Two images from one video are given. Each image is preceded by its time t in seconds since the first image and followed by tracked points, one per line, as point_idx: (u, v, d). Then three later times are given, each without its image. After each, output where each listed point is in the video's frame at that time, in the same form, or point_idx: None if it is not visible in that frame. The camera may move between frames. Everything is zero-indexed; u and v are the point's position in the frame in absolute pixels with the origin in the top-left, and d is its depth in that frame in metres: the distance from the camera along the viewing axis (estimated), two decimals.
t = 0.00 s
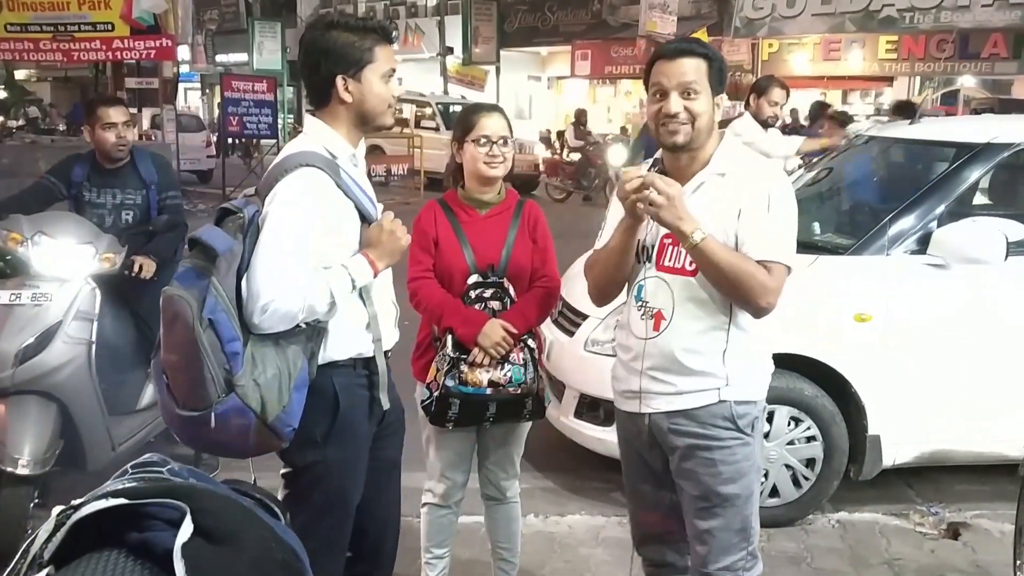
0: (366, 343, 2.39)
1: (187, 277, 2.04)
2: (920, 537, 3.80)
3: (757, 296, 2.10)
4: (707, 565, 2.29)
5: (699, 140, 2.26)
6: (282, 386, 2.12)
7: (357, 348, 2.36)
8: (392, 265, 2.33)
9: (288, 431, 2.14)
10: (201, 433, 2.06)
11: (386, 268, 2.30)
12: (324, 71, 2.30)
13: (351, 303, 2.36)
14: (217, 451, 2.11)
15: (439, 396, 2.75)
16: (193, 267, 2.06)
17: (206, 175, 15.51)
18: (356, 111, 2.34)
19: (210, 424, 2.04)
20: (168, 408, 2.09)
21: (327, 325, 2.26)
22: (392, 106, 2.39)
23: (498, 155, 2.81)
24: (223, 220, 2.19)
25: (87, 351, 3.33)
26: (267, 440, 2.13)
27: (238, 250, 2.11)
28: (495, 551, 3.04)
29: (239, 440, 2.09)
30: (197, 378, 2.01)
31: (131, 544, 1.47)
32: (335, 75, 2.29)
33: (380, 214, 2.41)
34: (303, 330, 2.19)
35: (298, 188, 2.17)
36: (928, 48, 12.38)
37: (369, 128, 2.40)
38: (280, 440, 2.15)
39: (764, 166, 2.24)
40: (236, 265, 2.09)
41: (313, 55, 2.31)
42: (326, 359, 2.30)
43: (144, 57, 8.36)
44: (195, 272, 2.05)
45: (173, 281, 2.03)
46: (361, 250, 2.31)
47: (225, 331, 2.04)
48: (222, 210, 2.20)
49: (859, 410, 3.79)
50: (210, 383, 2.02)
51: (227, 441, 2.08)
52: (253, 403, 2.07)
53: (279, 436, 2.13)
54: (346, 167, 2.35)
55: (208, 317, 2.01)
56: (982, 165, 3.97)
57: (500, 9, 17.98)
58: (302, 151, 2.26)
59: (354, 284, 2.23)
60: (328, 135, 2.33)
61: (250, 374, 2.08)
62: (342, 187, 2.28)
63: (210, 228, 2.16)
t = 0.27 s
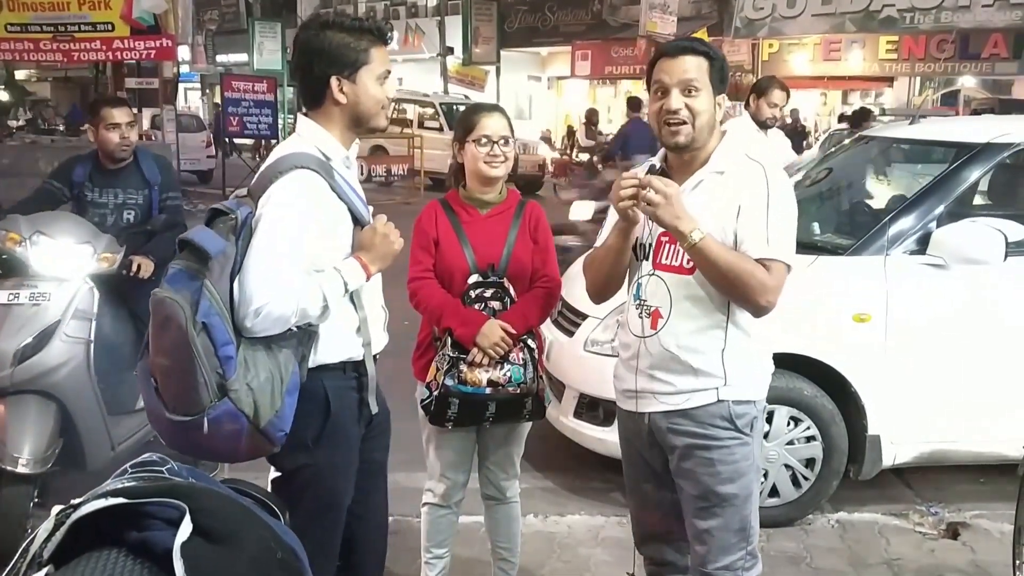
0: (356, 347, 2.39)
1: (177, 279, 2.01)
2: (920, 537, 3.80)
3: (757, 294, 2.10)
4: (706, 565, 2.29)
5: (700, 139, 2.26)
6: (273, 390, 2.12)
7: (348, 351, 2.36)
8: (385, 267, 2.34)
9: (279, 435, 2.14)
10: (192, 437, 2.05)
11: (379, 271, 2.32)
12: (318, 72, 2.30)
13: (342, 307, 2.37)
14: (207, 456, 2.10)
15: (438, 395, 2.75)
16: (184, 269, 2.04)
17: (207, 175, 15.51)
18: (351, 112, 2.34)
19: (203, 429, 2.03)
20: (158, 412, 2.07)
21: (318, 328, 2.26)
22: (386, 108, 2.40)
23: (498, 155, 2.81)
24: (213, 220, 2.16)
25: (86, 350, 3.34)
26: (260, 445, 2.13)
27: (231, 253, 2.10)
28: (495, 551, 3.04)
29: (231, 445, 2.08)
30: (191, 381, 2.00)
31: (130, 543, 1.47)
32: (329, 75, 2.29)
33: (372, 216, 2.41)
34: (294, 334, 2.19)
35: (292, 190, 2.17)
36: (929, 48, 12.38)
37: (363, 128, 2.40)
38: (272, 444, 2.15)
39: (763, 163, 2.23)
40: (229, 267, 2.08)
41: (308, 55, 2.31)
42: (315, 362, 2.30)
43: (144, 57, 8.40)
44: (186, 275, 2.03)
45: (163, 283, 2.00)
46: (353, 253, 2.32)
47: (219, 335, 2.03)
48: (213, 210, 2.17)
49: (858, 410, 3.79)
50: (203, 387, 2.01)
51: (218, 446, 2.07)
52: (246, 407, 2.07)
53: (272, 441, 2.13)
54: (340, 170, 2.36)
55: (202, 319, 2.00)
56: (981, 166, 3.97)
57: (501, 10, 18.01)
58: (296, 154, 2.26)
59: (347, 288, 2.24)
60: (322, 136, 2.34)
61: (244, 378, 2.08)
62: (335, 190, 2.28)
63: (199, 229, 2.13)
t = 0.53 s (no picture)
0: (352, 349, 2.40)
1: (176, 280, 2.00)
2: (920, 536, 3.80)
3: (759, 294, 2.10)
4: (707, 563, 2.29)
5: (699, 140, 2.27)
6: (274, 393, 2.14)
7: (343, 356, 2.37)
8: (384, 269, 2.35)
9: (280, 438, 2.16)
10: (192, 440, 2.06)
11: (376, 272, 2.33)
12: (314, 72, 2.31)
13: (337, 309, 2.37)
14: (207, 458, 2.11)
15: (439, 394, 2.76)
16: (181, 271, 2.02)
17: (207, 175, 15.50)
18: (348, 113, 2.35)
19: (204, 432, 2.04)
20: (156, 414, 2.07)
21: (315, 330, 2.27)
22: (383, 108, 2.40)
23: (499, 154, 2.82)
24: (210, 219, 2.14)
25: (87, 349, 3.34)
26: (260, 447, 2.14)
27: (232, 254, 2.09)
28: (496, 550, 3.05)
29: (231, 448, 2.09)
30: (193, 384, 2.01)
31: (133, 542, 1.48)
32: (327, 75, 2.30)
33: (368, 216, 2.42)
34: (291, 336, 2.20)
35: (291, 192, 2.16)
36: (929, 48, 12.37)
37: (361, 128, 2.40)
38: (272, 447, 2.16)
39: (763, 164, 2.24)
40: (231, 269, 2.08)
41: (305, 56, 2.31)
42: (310, 365, 2.31)
43: (144, 57, 8.35)
44: (184, 277, 2.01)
45: (161, 285, 1.98)
46: (351, 254, 2.33)
47: (222, 338, 2.04)
48: (210, 211, 2.15)
49: (857, 409, 3.80)
50: (205, 390, 2.02)
51: (219, 448, 2.09)
52: (248, 410, 2.08)
53: (272, 444, 2.15)
54: (338, 173, 2.37)
55: (205, 323, 2.01)
56: (981, 166, 3.97)
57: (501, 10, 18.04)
58: (295, 155, 2.26)
59: (344, 289, 2.26)
60: (319, 137, 2.34)
61: (245, 381, 2.10)
62: (334, 192, 2.28)
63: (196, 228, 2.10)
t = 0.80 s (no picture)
0: (361, 342, 2.41)
1: (187, 280, 2.03)
2: (919, 536, 3.81)
3: (763, 293, 2.11)
4: (708, 562, 2.30)
5: (700, 141, 2.28)
6: (285, 388, 2.14)
7: (353, 347, 2.37)
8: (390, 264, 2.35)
9: (291, 432, 2.16)
10: (206, 436, 2.07)
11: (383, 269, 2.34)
12: (319, 73, 2.32)
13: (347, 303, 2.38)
14: (221, 453, 2.11)
15: (441, 394, 2.77)
16: (192, 271, 2.05)
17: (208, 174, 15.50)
18: (352, 113, 2.36)
19: (218, 427, 2.05)
20: (169, 411, 2.09)
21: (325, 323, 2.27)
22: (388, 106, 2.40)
23: (498, 155, 2.83)
24: (218, 221, 2.19)
25: (90, 350, 3.33)
26: (273, 442, 2.14)
27: (239, 253, 2.12)
28: (497, 549, 3.06)
29: (245, 443, 2.10)
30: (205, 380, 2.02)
31: (137, 540, 1.49)
32: (331, 77, 2.31)
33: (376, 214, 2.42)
34: (300, 333, 2.20)
35: (296, 191, 2.19)
36: (929, 48, 12.37)
37: (364, 128, 2.41)
38: (284, 441, 2.16)
39: (767, 165, 2.26)
40: (238, 267, 2.10)
41: (310, 56, 2.32)
42: (322, 359, 2.32)
43: (145, 57, 8.21)
44: (196, 276, 2.04)
45: (173, 285, 2.01)
46: (358, 251, 2.33)
47: (232, 334, 2.05)
48: (218, 212, 2.21)
49: (857, 408, 3.81)
50: (218, 385, 2.03)
51: (232, 444, 2.09)
52: (260, 404, 2.08)
53: (284, 438, 2.15)
54: (343, 172, 2.38)
55: (214, 319, 2.02)
56: (981, 166, 3.99)
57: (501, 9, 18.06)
58: (300, 155, 2.27)
59: (352, 284, 2.26)
60: (324, 136, 2.35)
61: (257, 376, 2.10)
62: (340, 190, 2.29)
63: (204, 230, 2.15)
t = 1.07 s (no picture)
0: (367, 343, 2.42)
1: (194, 277, 2.07)
2: (919, 539, 3.82)
3: (766, 296, 2.12)
4: (710, 565, 2.31)
5: (704, 143, 2.29)
6: (285, 384, 2.15)
7: (355, 347, 2.37)
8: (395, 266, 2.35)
9: (291, 427, 2.17)
10: (207, 429, 2.09)
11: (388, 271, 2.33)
12: (332, 75, 2.34)
13: (351, 304, 2.39)
14: (224, 446, 2.13)
15: (443, 398, 2.79)
16: (199, 269, 2.09)
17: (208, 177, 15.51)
18: (361, 117, 2.37)
19: (217, 420, 2.06)
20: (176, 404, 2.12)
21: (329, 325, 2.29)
22: (398, 111, 2.40)
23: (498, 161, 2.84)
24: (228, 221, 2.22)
25: (93, 354, 3.35)
26: (272, 436, 2.15)
27: (244, 252, 2.14)
28: (499, 552, 3.07)
29: (244, 437, 2.10)
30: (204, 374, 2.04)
31: (142, 544, 1.51)
32: (341, 80, 2.33)
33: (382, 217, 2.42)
34: (305, 330, 2.22)
35: (302, 191, 2.20)
36: (928, 50, 12.40)
37: (372, 134, 2.42)
38: (284, 436, 2.17)
39: (766, 170, 2.28)
40: (241, 266, 2.12)
41: (325, 60, 2.34)
42: (328, 357, 2.33)
43: (146, 59, 8.13)
44: (202, 274, 2.09)
45: (181, 282, 2.06)
46: (363, 254, 2.33)
47: (231, 329, 2.06)
48: (229, 213, 2.21)
49: (857, 411, 3.82)
50: (217, 379, 2.05)
51: (232, 438, 2.10)
52: (258, 398, 2.09)
53: (284, 432, 2.16)
54: (353, 175, 2.38)
55: (213, 315, 2.04)
56: (980, 170, 4.00)
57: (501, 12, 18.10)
58: (307, 158, 2.28)
59: (354, 284, 2.25)
60: (335, 140, 2.37)
61: (256, 370, 2.12)
62: (345, 193, 2.29)
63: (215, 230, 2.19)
